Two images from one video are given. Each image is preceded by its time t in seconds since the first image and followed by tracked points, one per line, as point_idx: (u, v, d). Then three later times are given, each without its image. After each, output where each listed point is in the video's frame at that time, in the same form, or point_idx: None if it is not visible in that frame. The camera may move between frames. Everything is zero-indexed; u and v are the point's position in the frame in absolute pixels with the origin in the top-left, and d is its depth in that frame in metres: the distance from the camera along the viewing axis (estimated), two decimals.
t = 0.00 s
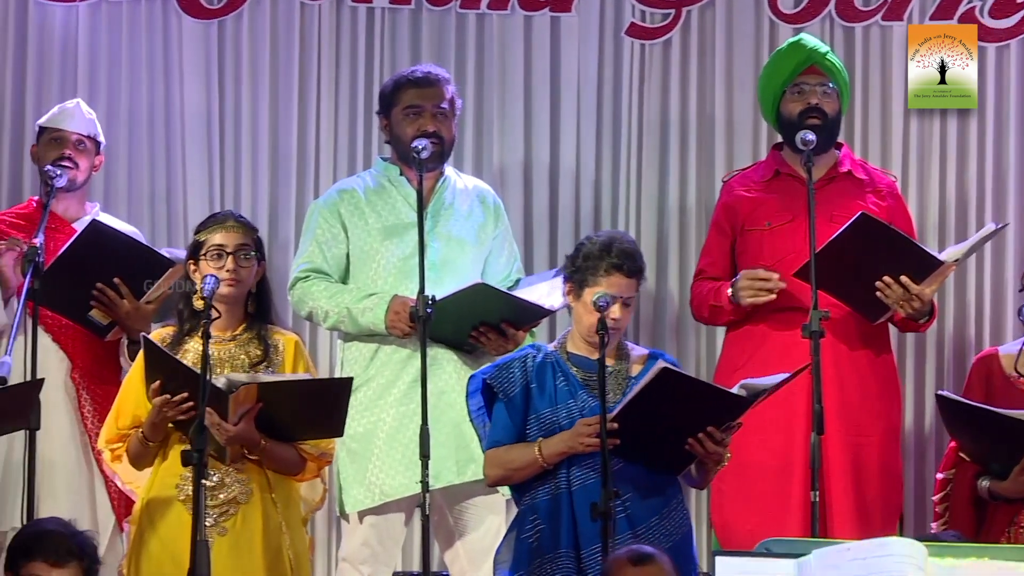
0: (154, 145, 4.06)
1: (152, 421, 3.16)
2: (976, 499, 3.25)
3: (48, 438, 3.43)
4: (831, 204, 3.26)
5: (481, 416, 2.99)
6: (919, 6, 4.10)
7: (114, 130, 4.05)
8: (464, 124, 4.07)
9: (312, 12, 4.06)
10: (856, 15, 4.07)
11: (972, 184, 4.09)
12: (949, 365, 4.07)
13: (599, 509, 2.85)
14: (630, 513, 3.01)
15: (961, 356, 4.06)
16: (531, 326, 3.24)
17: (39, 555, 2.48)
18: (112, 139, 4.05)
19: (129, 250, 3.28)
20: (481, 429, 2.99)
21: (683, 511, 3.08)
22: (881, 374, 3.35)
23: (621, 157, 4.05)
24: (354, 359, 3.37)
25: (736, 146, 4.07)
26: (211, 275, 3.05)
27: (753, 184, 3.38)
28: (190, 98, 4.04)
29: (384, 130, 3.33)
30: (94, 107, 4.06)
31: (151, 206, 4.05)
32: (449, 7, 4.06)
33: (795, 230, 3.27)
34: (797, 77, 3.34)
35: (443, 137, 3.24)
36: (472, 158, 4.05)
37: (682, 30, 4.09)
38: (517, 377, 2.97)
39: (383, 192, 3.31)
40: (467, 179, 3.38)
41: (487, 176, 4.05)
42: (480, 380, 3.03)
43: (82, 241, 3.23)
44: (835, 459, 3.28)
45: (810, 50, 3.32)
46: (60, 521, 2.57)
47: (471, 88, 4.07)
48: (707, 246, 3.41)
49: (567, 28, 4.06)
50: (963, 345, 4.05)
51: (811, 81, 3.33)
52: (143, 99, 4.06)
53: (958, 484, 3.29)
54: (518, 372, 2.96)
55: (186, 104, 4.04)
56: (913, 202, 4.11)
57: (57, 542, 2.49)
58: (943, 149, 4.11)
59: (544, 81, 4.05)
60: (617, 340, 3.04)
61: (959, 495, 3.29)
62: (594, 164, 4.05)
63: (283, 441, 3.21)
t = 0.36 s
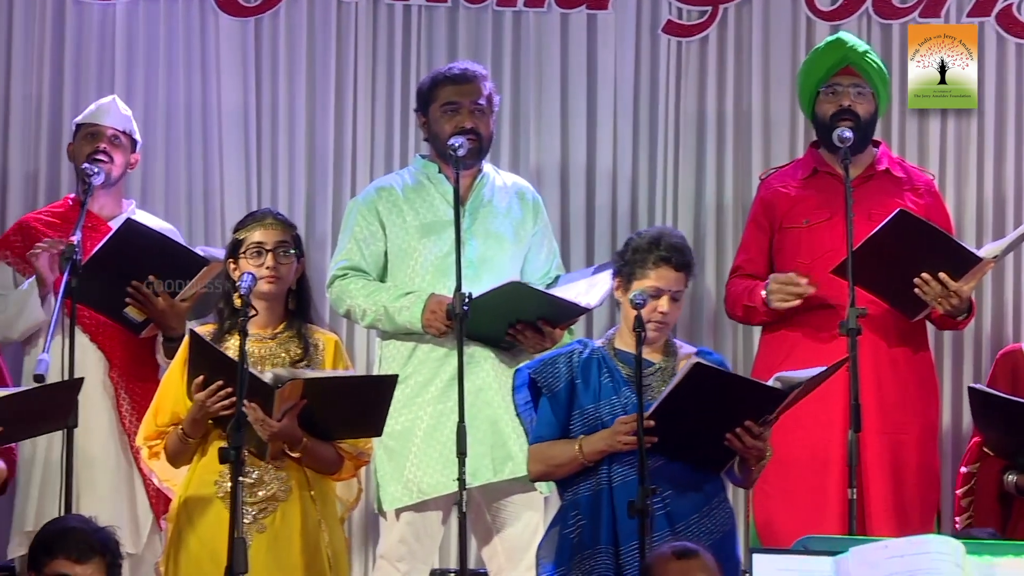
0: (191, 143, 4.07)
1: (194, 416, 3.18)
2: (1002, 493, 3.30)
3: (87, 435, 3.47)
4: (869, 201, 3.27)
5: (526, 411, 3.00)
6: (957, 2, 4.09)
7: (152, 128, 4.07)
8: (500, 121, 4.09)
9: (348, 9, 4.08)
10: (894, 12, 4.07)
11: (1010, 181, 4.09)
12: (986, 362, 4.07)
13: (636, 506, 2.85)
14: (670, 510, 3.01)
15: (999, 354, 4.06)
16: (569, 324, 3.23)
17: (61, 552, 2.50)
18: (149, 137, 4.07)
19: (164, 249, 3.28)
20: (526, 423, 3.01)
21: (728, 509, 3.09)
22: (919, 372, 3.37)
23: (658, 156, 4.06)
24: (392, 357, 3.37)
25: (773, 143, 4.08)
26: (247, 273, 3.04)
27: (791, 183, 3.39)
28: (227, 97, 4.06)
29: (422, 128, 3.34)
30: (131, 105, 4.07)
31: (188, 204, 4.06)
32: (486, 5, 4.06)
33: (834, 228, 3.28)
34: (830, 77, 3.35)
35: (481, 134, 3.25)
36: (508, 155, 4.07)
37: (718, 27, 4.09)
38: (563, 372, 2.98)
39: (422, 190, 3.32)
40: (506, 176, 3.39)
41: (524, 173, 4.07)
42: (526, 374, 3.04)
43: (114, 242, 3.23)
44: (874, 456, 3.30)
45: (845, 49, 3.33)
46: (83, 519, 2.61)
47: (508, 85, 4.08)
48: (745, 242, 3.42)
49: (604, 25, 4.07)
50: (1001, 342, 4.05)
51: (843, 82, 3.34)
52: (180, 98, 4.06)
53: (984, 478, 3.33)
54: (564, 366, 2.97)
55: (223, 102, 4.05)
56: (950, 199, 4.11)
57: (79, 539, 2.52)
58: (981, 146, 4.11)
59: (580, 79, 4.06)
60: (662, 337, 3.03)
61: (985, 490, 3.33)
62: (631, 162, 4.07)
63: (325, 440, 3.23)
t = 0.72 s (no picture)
0: (234, 139, 4.08)
1: (237, 411, 3.18)
2: None
3: (130, 429, 3.49)
4: (912, 193, 3.28)
5: (578, 401, 3.14)
6: None
7: (195, 124, 4.07)
8: (543, 116, 4.10)
9: (391, 3, 4.09)
10: (937, 7, 4.08)
11: None
12: None
13: (678, 502, 2.87)
14: (715, 506, 3.03)
15: None
16: (611, 320, 3.22)
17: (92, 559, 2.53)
18: (192, 133, 4.07)
19: (214, 243, 3.34)
20: (579, 414, 3.13)
21: (774, 505, 3.09)
22: (963, 366, 3.36)
23: (700, 152, 4.08)
24: (437, 352, 3.38)
25: (816, 137, 4.11)
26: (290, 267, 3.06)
27: (835, 175, 3.39)
28: (270, 93, 4.07)
29: (467, 123, 3.35)
30: (175, 101, 4.07)
31: (232, 200, 4.07)
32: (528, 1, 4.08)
33: (875, 221, 3.29)
34: (871, 73, 3.35)
35: (523, 131, 3.25)
36: (551, 151, 4.08)
37: (761, 22, 4.11)
38: (615, 365, 3.10)
39: (467, 185, 3.33)
40: (552, 171, 3.39)
41: (566, 168, 4.08)
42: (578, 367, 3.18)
43: (165, 237, 3.28)
44: (916, 452, 3.30)
45: (885, 45, 3.34)
46: (115, 521, 2.63)
47: (551, 80, 4.08)
48: (785, 234, 3.40)
49: (646, 21, 4.08)
50: None
51: (884, 78, 3.34)
52: (223, 94, 4.08)
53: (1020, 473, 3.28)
54: (615, 359, 3.10)
55: (266, 97, 4.06)
56: (993, 194, 4.11)
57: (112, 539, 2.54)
58: None
59: (623, 75, 4.07)
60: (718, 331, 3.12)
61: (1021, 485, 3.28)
62: (674, 159, 4.09)
63: (367, 436, 3.24)
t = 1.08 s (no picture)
0: (281, 135, 4.19)
1: (281, 402, 3.16)
2: None
3: (177, 423, 3.52)
4: (959, 185, 3.33)
5: (631, 390, 3.14)
6: None
7: (242, 114, 4.19)
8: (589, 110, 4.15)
9: (437, 4, 4.17)
10: None
11: None
12: None
13: (726, 492, 2.84)
14: (762, 496, 3.03)
15: None
16: (658, 310, 3.21)
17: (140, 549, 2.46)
18: (240, 125, 4.20)
19: (262, 233, 3.33)
20: (631, 403, 3.15)
21: (825, 497, 3.07)
22: (1009, 358, 3.36)
23: (747, 142, 4.10)
24: (484, 342, 3.39)
25: (862, 127, 4.10)
26: (337, 258, 2.98)
27: (881, 166, 3.43)
28: (316, 86, 4.16)
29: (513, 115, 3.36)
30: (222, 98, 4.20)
31: (278, 192, 4.19)
32: None
33: (921, 213, 3.33)
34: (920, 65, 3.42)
35: (569, 123, 3.26)
36: (597, 142, 4.12)
37: (808, 13, 4.12)
38: (666, 354, 3.13)
39: (514, 177, 3.35)
40: (599, 162, 3.41)
41: (613, 159, 4.13)
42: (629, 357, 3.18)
43: (217, 223, 3.28)
44: (962, 443, 3.30)
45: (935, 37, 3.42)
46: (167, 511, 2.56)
47: (597, 71, 4.13)
48: (833, 226, 3.45)
49: (692, 12, 4.12)
50: None
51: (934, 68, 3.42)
52: (270, 84, 4.20)
53: None
54: (668, 348, 3.12)
55: (312, 90, 4.16)
56: None
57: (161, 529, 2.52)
58: None
59: (669, 66, 4.12)
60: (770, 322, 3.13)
61: None
62: (720, 149, 4.10)
63: (411, 425, 3.23)
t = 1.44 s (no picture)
0: (329, 127, 4.21)
1: (326, 395, 3.13)
2: None
3: (225, 415, 3.55)
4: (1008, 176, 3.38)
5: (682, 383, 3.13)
6: None
7: (290, 105, 4.20)
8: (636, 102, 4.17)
9: None
10: None
11: None
12: None
13: (773, 484, 2.84)
14: (810, 487, 3.02)
15: None
16: (705, 302, 3.17)
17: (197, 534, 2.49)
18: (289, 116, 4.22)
19: (305, 224, 3.33)
20: (681, 395, 3.15)
21: (873, 489, 3.05)
22: None
23: (795, 133, 4.12)
24: (531, 334, 3.39)
25: (910, 118, 4.11)
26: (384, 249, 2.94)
27: (929, 158, 3.45)
28: (364, 76, 4.19)
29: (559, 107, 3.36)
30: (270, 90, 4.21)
31: (326, 182, 4.20)
32: None
33: (972, 204, 3.35)
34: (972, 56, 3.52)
35: (612, 113, 3.24)
36: (645, 135, 4.15)
37: (855, 5, 4.13)
38: (715, 346, 3.11)
39: (560, 169, 3.35)
40: (645, 154, 3.40)
41: (661, 151, 4.14)
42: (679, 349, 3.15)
43: (259, 216, 3.28)
44: (1010, 435, 3.30)
45: (986, 28, 3.50)
46: (222, 498, 2.59)
47: (645, 63, 4.16)
48: (881, 218, 3.47)
49: (740, 5, 4.12)
50: None
51: (987, 60, 3.50)
52: (318, 78, 4.21)
53: None
54: (716, 340, 3.11)
55: (359, 80, 4.19)
56: None
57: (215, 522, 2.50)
58: None
59: (716, 58, 4.12)
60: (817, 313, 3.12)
61: None
62: (768, 142, 4.12)
63: (456, 416, 3.23)
